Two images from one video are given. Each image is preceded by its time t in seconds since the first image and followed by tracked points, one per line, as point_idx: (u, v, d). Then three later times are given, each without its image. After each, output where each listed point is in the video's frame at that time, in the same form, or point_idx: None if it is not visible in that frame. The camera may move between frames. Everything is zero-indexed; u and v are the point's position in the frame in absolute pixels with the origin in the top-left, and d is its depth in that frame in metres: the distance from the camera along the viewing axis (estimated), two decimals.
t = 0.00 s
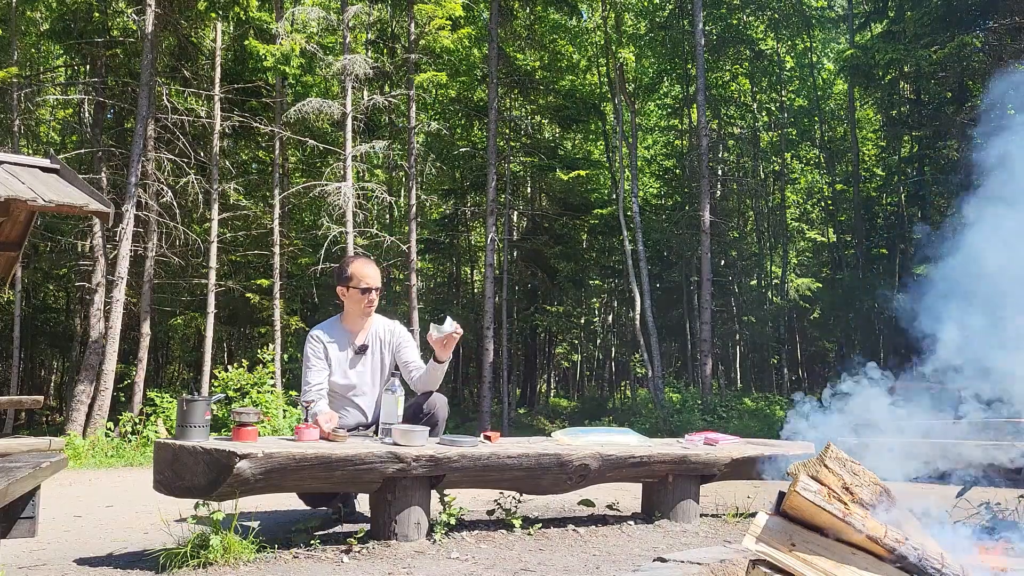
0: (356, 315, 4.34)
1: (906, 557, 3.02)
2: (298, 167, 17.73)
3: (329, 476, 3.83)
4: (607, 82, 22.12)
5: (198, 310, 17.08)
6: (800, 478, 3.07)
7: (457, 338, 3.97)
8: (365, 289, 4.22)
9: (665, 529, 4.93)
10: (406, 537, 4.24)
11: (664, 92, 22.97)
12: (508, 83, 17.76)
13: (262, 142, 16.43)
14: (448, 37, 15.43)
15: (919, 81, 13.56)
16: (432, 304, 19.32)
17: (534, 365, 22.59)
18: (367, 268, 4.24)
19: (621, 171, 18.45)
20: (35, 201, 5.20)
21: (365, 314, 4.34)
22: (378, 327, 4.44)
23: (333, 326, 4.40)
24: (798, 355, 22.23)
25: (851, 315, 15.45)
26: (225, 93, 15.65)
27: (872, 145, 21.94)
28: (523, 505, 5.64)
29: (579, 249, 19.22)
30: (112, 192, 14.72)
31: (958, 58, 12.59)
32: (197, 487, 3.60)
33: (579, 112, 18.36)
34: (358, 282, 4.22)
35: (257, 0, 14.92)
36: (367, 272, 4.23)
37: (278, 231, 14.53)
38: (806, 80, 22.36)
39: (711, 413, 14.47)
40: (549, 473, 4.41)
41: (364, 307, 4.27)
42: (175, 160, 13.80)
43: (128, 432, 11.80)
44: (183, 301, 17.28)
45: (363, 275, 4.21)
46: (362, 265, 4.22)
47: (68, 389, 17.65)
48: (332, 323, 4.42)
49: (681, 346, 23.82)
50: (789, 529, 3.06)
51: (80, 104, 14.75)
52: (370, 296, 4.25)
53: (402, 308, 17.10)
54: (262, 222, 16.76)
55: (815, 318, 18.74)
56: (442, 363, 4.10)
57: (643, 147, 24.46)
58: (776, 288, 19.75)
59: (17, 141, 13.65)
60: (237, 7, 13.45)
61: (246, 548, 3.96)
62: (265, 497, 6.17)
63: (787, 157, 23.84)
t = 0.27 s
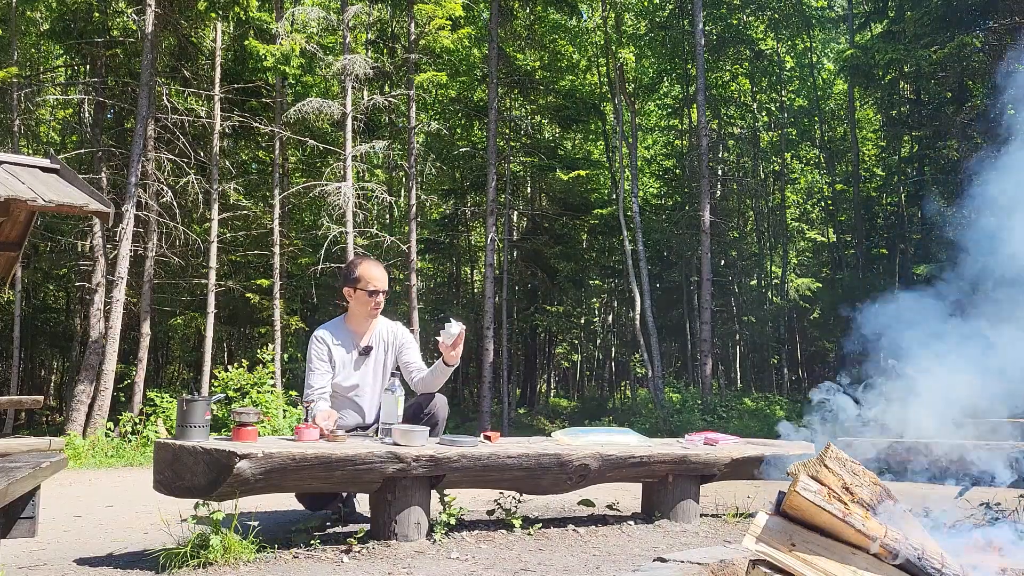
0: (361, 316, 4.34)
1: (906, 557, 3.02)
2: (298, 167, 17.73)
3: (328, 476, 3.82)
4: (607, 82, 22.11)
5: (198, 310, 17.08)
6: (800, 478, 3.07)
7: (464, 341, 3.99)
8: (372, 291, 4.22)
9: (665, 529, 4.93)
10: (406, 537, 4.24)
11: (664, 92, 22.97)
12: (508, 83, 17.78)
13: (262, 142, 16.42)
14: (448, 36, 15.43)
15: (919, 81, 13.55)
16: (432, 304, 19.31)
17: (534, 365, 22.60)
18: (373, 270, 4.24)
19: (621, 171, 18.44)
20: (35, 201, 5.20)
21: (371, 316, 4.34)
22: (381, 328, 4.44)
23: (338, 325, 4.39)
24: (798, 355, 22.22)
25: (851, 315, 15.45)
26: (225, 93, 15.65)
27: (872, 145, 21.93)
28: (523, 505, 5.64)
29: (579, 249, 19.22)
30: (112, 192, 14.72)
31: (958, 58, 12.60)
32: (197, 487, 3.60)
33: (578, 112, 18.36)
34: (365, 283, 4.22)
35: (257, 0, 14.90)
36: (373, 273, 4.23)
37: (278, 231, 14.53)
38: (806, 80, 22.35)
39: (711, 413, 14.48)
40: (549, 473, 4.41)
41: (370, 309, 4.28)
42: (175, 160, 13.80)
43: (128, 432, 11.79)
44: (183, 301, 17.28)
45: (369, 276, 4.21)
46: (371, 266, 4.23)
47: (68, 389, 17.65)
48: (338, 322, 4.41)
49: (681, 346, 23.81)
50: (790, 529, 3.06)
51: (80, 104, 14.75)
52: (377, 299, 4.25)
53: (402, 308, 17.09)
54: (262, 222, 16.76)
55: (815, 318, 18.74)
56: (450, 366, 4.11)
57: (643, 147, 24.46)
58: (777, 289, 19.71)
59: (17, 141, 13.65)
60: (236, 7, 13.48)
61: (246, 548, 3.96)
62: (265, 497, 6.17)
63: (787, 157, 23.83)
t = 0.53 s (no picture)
0: (365, 319, 4.32)
1: (906, 557, 3.01)
2: (298, 167, 17.73)
3: (328, 476, 3.82)
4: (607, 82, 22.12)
5: (198, 310, 17.09)
6: (799, 478, 3.07)
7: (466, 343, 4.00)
8: (377, 295, 4.21)
9: (665, 529, 4.94)
10: (406, 537, 4.24)
11: (664, 92, 22.96)
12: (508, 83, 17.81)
13: (262, 142, 16.42)
14: (448, 36, 15.44)
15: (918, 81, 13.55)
16: (432, 304, 19.31)
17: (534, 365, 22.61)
18: (376, 272, 4.24)
19: (621, 171, 18.44)
20: (35, 201, 5.20)
21: (375, 318, 4.32)
22: (381, 330, 4.47)
23: (340, 325, 4.37)
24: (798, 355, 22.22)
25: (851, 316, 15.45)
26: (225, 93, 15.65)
27: (872, 145, 21.93)
28: (523, 505, 5.64)
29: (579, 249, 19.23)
30: (112, 192, 14.71)
31: (958, 58, 12.60)
32: (197, 487, 3.60)
33: (578, 112, 18.37)
34: (369, 285, 4.21)
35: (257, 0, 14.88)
36: (376, 276, 4.22)
37: (277, 231, 14.53)
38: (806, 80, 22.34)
39: (711, 413, 14.47)
40: (550, 473, 4.41)
41: (374, 312, 4.26)
42: (175, 161, 13.80)
43: (128, 432, 11.79)
44: (183, 301, 17.28)
45: (373, 279, 4.21)
46: (376, 270, 4.22)
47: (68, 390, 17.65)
48: (339, 322, 4.39)
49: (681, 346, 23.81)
50: (789, 529, 3.06)
51: (79, 104, 14.76)
52: (381, 302, 4.24)
53: (402, 307, 17.09)
54: (262, 222, 16.77)
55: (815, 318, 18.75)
56: (451, 366, 4.13)
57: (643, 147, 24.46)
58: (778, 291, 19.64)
59: (18, 141, 13.65)
60: (236, 6, 13.42)
61: (246, 548, 3.96)
62: (265, 497, 6.18)
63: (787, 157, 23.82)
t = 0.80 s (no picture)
0: (365, 320, 4.31)
1: (906, 557, 3.02)
2: (298, 167, 17.73)
3: (328, 476, 3.82)
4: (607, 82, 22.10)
5: (198, 310, 17.09)
6: (799, 478, 3.07)
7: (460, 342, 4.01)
8: (377, 295, 4.21)
9: (665, 529, 4.93)
10: (406, 537, 4.24)
11: (664, 92, 22.96)
12: (508, 83, 17.82)
13: (262, 142, 16.43)
14: (448, 36, 15.46)
15: (919, 80, 13.53)
16: (432, 304, 19.30)
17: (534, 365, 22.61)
18: (376, 273, 4.21)
19: (620, 171, 18.43)
20: (35, 201, 5.20)
21: (375, 319, 4.31)
22: (382, 329, 4.47)
23: (341, 327, 4.36)
24: (798, 355, 22.22)
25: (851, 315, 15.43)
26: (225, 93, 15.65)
27: (872, 145, 21.92)
28: (523, 505, 5.64)
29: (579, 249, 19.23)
30: (112, 192, 14.71)
31: (958, 58, 12.60)
32: (197, 487, 3.60)
33: (578, 112, 18.36)
34: (368, 286, 4.20)
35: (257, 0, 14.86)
36: (376, 277, 4.20)
37: (278, 231, 14.52)
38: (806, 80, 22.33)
39: (711, 413, 14.47)
40: (549, 473, 4.41)
41: (375, 313, 4.26)
42: (175, 161, 13.80)
43: (128, 432, 11.79)
44: (183, 302, 17.29)
45: (372, 279, 4.19)
46: (374, 271, 4.21)
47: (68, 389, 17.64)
48: (339, 324, 4.37)
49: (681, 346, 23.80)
50: (789, 529, 3.06)
51: (80, 105, 14.76)
52: (382, 303, 4.24)
53: (402, 307, 17.09)
54: (262, 222, 16.77)
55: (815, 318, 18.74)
56: (445, 366, 4.16)
57: (643, 147, 24.46)
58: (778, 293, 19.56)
59: (18, 141, 13.65)
60: (236, 6, 13.44)
61: (246, 548, 3.96)
62: (265, 497, 6.18)
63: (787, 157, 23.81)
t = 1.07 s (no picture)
0: (364, 320, 4.31)
1: (907, 557, 3.01)
2: (298, 167, 17.73)
3: (328, 476, 3.82)
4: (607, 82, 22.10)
5: (198, 310, 17.10)
6: (799, 478, 3.07)
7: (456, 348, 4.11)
8: (375, 295, 4.21)
9: (665, 529, 4.93)
10: (406, 537, 4.24)
11: (664, 92, 22.97)
12: (508, 83, 17.84)
13: (262, 142, 16.43)
14: (448, 36, 15.47)
15: (919, 80, 13.52)
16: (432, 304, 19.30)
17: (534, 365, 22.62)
18: (375, 273, 4.21)
19: (620, 171, 18.42)
20: (35, 201, 5.20)
21: (374, 319, 4.32)
22: (383, 329, 4.47)
23: (340, 326, 4.38)
24: (798, 355, 22.22)
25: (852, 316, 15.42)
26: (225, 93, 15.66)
27: (872, 145, 21.91)
28: (523, 505, 5.64)
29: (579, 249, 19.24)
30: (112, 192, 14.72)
31: (958, 59, 12.60)
32: (197, 487, 3.60)
33: (578, 112, 18.37)
34: (367, 286, 4.20)
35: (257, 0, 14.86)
36: (375, 276, 4.21)
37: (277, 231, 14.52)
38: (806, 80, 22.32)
39: (711, 413, 14.46)
40: (550, 473, 4.41)
41: (374, 312, 4.26)
42: (175, 160, 13.80)
43: (128, 432, 11.79)
44: (183, 301, 17.29)
45: (371, 278, 4.20)
46: (373, 270, 4.21)
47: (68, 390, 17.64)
48: (339, 323, 4.39)
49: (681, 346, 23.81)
50: (790, 529, 3.06)
51: (80, 104, 14.76)
52: (381, 302, 4.24)
53: (402, 307, 17.09)
54: (262, 222, 16.77)
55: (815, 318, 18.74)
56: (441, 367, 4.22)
57: (643, 147, 24.46)
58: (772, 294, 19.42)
59: (18, 140, 13.66)
60: (236, 6, 13.45)
61: (246, 548, 3.96)
62: (265, 497, 6.18)
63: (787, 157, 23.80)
